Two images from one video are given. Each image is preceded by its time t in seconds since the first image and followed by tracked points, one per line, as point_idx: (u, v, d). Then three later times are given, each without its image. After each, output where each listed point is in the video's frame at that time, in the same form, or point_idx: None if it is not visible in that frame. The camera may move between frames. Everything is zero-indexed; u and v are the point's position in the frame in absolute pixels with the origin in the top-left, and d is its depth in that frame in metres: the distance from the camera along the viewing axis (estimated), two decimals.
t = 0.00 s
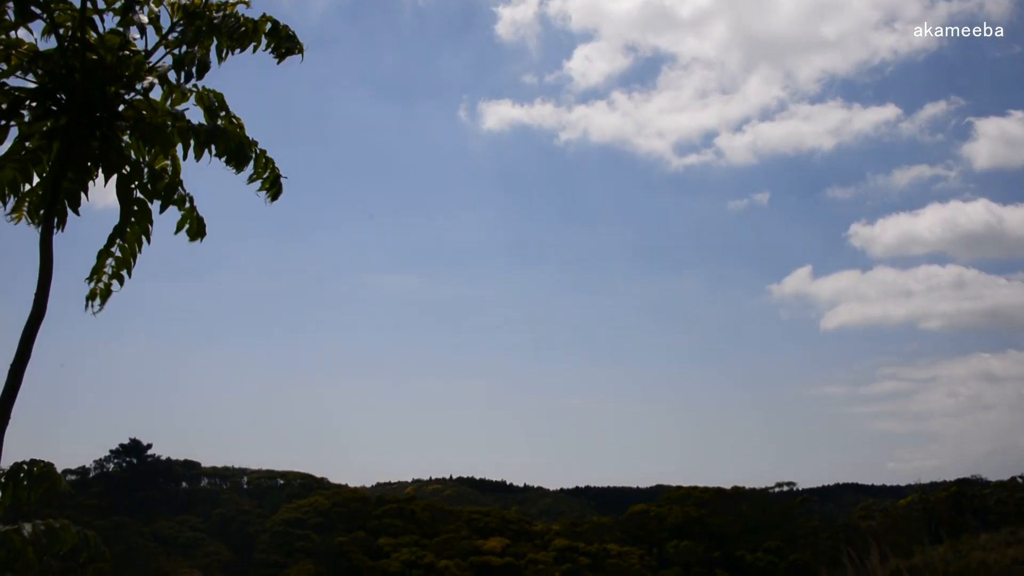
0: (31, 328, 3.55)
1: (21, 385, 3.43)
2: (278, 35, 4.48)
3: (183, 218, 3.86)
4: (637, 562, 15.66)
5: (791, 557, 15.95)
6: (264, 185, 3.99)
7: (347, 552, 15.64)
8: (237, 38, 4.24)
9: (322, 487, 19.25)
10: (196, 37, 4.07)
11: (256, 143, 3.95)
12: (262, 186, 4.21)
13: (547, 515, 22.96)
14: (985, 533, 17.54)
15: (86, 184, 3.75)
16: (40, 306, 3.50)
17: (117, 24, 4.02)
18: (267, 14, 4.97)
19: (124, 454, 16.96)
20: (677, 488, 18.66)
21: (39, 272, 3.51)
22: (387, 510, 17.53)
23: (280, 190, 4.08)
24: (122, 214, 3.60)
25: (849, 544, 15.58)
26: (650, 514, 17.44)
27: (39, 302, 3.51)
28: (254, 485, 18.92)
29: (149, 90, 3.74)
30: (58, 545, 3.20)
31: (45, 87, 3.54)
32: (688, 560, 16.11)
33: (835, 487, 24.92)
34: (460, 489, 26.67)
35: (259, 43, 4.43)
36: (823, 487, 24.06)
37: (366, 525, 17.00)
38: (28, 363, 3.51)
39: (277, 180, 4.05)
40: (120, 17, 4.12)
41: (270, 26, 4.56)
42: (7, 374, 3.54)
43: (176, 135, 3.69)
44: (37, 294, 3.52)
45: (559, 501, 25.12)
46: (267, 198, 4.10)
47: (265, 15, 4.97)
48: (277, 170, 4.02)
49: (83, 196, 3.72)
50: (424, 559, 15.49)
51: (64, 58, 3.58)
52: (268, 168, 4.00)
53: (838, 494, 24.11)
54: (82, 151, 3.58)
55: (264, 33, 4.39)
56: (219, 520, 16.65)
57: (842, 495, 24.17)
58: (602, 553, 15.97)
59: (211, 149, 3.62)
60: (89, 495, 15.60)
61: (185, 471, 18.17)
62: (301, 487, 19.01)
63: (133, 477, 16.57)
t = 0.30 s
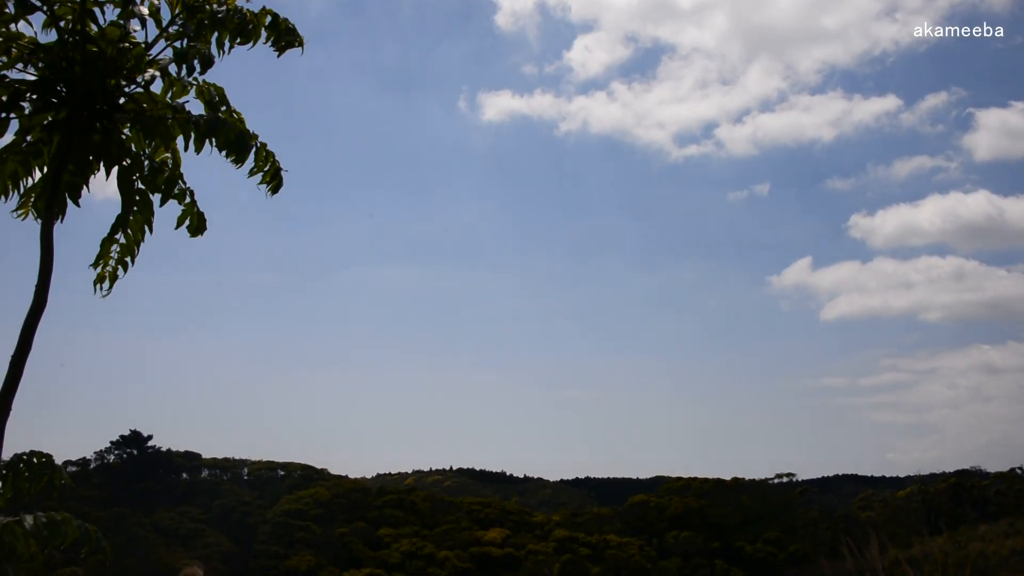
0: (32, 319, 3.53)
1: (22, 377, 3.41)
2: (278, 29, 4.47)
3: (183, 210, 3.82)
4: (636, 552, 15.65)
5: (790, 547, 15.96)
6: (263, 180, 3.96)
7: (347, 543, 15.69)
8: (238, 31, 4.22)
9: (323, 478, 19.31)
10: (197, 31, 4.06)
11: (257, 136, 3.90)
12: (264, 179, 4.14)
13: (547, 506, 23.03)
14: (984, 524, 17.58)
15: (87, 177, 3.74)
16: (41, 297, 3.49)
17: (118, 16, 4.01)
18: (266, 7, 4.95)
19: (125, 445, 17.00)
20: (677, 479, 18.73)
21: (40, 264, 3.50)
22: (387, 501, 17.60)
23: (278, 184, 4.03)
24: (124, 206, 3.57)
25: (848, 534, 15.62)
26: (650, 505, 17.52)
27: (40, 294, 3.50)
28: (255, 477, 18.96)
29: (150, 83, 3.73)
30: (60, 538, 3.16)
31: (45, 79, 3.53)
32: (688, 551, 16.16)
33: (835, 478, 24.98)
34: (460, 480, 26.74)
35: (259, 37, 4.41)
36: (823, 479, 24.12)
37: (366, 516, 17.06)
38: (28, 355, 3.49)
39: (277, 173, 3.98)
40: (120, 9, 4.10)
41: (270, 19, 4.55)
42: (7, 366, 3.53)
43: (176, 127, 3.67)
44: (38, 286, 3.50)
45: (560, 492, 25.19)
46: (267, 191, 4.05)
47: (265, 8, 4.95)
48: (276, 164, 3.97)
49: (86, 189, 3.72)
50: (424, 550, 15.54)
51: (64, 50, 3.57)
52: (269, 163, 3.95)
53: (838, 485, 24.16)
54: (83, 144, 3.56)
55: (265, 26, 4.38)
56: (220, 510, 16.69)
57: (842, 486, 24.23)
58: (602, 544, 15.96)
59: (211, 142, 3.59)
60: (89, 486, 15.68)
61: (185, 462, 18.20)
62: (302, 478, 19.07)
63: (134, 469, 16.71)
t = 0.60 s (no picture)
0: (32, 312, 3.50)
1: (23, 370, 3.40)
2: (279, 19, 4.46)
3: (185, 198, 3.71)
4: (636, 542, 15.68)
5: (789, 539, 15.97)
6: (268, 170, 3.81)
7: (347, 534, 15.74)
8: (238, 21, 4.21)
9: (323, 470, 19.35)
10: (197, 20, 4.04)
11: (262, 124, 3.83)
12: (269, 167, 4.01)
13: (547, 497, 23.09)
14: (983, 515, 17.64)
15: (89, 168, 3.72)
16: (42, 290, 3.46)
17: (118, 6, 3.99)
18: None
19: (125, 436, 17.04)
20: (676, 470, 18.77)
21: (41, 256, 3.48)
22: (387, 492, 17.65)
23: (285, 172, 3.85)
24: (127, 197, 3.56)
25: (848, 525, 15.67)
26: (650, 496, 17.57)
27: (40, 287, 3.47)
28: (256, 468, 18.98)
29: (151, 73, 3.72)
30: (62, 527, 3.17)
31: (46, 69, 3.52)
32: (688, 542, 16.19)
33: (834, 470, 25.04)
34: (460, 471, 26.78)
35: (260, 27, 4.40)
36: (823, 470, 24.17)
37: (366, 507, 17.12)
38: (29, 349, 3.48)
39: (282, 160, 3.84)
40: None
41: (271, 9, 4.53)
42: (9, 358, 3.52)
43: (178, 117, 3.65)
44: (39, 278, 3.48)
45: (559, 483, 25.24)
46: (274, 180, 3.89)
47: None
48: (283, 151, 3.82)
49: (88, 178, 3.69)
50: (425, 541, 15.58)
51: (64, 40, 3.56)
52: (275, 150, 3.84)
53: (838, 477, 24.21)
54: (84, 134, 3.55)
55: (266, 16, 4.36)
56: (220, 502, 16.71)
57: (841, 478, 24.28)
58: (602, 535, 16.00)
59: (213, 131, 3.54)
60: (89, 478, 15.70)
61: (185, 453, 18.23)
62: (302, 470, 19.12)
63: (135, 461, 16.80)
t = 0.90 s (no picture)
0: (32, 302, 3.50)
1: (23, 361, 3.40)
2: (280, 5, 4.44)
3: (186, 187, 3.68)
4: (636, 533, 15.71)
5: (789, 529, 16.00)
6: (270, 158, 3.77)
7: (347, 525, 15.80)
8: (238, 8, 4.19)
9: (324, 461, 19.40)
10: (197, 9, 4.03)
11: (263, 113, 3.81)
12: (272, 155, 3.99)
13: (547, 488, 23.14)
14: (982, 506, 17.68)
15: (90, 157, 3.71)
16: (42, 280, 3.45)
17: None
18: None
19: (126, 427, 17.11)
20: (676, 461, 18.82)
21: (40, 246, 3.48)
22: (387, 483, 17.69)
23: (288, 160, 3.82)
24: (127, 187, 3.55)
25: (847, 515, 15.68)
26: (650, 487, 17.62)
27: (40, 276, 3.46)
28: (256, 459, 19.00)
29: (151, 62, 3.70)
30: (64, 518, 3.16)
31: (45, 59, 3.51)
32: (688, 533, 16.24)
33: (833, 461, 25.09)
34: (460, 462, 26.83)
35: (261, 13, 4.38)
36: (822, 461, 24.23)
37: (366, 498, 17.18)
38: (29, 339, 3.47)
39: (285, 148, 3.81)
40: None
41: None
42: (9, 349, 3.51)
43: (178, 106, 3.64)
44: (39, 268, 3.48)
45: (559, 474, 25.29)
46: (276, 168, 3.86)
47: None
48: (285, 139, 3.78)
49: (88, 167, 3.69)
50: (425, 531, 15.63)
51: (63, 29, 3.54)
52: (277, 139, 3.81)
53: (837, 468, 24.26)
54: (83, 124, 3.54)
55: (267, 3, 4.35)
56: (221, 492, 16.74)
57: (841, 469, 24.33)
58: (601, 526, 16.02)
59: (212, 120, 3.52)
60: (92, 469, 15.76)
61: (186, 444, 18.26)
62: (303, 461, 19.18)
63: (136, 452, 16.84)
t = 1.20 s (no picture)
0: (32, 292, 3.49)
1: (23, 352, 3.39)
2: None
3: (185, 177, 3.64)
4: (635, 523, 15.72)
5: (789, 519, 16.02)
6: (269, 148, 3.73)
7: (347, 515, 15.83)
8: None
9: (324, 451, 19.44)
10: None
11: (263, 101, 3.78)
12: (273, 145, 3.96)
13: (547, 478, 23.20)
14: (982, 495, 17.71)
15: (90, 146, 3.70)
16: (42, 270, 3.45)
17: None
18: None
19: (127, 418, 17.22)
20: (677, 451, 18.85)
21: (40, 235, 3.47)
22: (388, 473, 17.73)
23: (289, 148, 3.77)
24: (127, 176, 3.54)
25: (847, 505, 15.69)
26: (650, 477, 17.67)
27: (40, 265, 3.46)
28: (256, 449, 19.02)
29: (150, 51, 3.69)
30: (66, 505, 3.14)
31: (44, 48, 3.49)
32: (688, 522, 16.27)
33: (833, 452, 25.14)
34: (461, 452, 26.88)
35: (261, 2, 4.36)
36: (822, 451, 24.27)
37: (366, 488, 17.22)
38: (29, 329, 3.46)
39: (284, 137, 3.76)
40: None
41: None
42: (9, 339, 3.50)
43: (178, 95, 3.62)
44: (39, 258, 3.47)
45: (560, 464, 25.33)
46: (277, 157, 3.82)
47: None
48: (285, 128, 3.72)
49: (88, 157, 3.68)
50: (425, 521, 15.67)
51: (62, 19, 3.52)
52: (278, 127, 3.77)
53: (837, 459, 24.28)
54: (82, 113, 3.52)
55: None
56: (222, 482, 16.77)
57: (841, 459, 24.38)
58: (601, 516, 16.03)
59: (212, 110, 3.50)
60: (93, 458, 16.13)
61: (187, 435, 18.29)
62: (303, 451, 19.21)
63: (136, 442, 16.94)
